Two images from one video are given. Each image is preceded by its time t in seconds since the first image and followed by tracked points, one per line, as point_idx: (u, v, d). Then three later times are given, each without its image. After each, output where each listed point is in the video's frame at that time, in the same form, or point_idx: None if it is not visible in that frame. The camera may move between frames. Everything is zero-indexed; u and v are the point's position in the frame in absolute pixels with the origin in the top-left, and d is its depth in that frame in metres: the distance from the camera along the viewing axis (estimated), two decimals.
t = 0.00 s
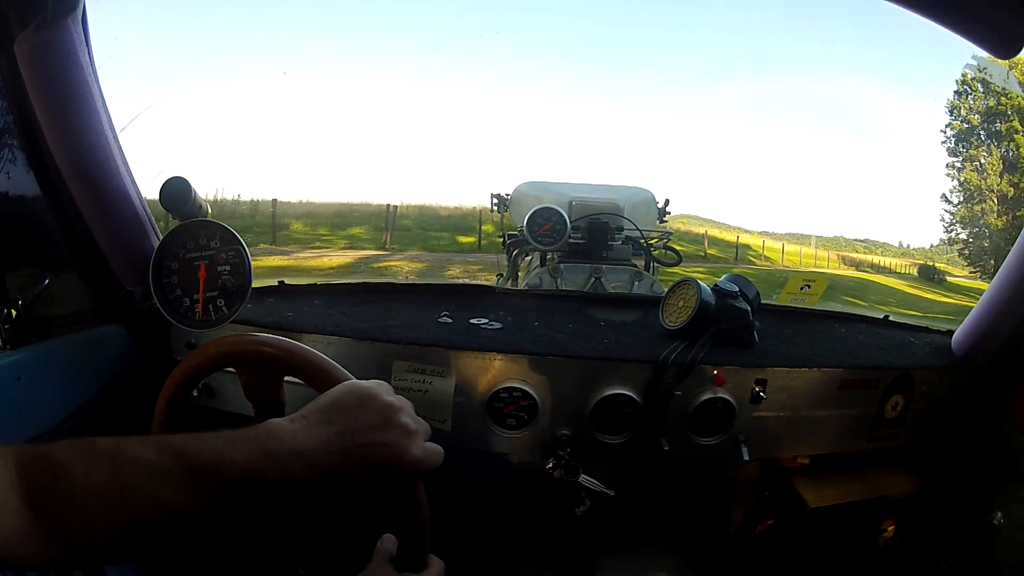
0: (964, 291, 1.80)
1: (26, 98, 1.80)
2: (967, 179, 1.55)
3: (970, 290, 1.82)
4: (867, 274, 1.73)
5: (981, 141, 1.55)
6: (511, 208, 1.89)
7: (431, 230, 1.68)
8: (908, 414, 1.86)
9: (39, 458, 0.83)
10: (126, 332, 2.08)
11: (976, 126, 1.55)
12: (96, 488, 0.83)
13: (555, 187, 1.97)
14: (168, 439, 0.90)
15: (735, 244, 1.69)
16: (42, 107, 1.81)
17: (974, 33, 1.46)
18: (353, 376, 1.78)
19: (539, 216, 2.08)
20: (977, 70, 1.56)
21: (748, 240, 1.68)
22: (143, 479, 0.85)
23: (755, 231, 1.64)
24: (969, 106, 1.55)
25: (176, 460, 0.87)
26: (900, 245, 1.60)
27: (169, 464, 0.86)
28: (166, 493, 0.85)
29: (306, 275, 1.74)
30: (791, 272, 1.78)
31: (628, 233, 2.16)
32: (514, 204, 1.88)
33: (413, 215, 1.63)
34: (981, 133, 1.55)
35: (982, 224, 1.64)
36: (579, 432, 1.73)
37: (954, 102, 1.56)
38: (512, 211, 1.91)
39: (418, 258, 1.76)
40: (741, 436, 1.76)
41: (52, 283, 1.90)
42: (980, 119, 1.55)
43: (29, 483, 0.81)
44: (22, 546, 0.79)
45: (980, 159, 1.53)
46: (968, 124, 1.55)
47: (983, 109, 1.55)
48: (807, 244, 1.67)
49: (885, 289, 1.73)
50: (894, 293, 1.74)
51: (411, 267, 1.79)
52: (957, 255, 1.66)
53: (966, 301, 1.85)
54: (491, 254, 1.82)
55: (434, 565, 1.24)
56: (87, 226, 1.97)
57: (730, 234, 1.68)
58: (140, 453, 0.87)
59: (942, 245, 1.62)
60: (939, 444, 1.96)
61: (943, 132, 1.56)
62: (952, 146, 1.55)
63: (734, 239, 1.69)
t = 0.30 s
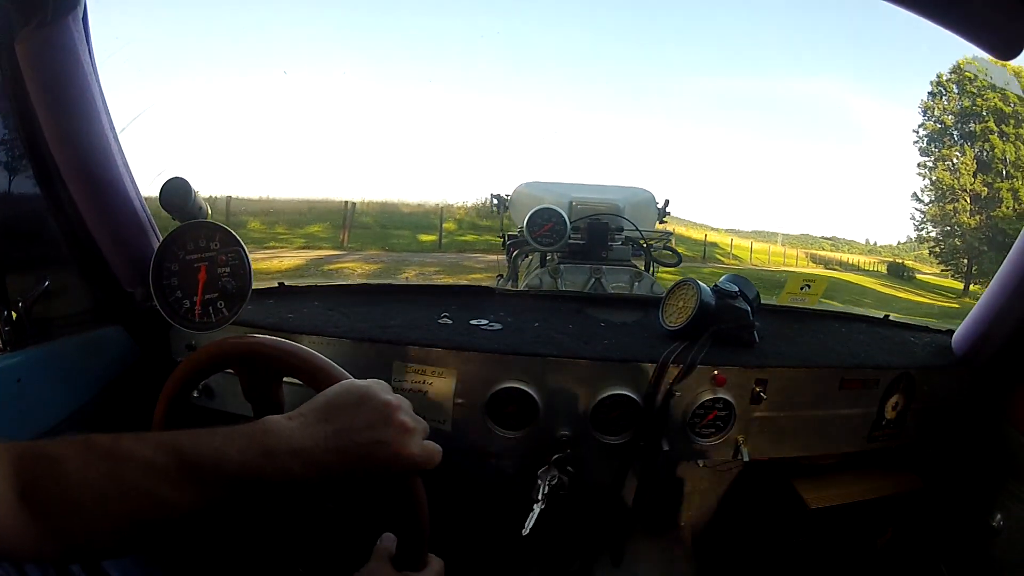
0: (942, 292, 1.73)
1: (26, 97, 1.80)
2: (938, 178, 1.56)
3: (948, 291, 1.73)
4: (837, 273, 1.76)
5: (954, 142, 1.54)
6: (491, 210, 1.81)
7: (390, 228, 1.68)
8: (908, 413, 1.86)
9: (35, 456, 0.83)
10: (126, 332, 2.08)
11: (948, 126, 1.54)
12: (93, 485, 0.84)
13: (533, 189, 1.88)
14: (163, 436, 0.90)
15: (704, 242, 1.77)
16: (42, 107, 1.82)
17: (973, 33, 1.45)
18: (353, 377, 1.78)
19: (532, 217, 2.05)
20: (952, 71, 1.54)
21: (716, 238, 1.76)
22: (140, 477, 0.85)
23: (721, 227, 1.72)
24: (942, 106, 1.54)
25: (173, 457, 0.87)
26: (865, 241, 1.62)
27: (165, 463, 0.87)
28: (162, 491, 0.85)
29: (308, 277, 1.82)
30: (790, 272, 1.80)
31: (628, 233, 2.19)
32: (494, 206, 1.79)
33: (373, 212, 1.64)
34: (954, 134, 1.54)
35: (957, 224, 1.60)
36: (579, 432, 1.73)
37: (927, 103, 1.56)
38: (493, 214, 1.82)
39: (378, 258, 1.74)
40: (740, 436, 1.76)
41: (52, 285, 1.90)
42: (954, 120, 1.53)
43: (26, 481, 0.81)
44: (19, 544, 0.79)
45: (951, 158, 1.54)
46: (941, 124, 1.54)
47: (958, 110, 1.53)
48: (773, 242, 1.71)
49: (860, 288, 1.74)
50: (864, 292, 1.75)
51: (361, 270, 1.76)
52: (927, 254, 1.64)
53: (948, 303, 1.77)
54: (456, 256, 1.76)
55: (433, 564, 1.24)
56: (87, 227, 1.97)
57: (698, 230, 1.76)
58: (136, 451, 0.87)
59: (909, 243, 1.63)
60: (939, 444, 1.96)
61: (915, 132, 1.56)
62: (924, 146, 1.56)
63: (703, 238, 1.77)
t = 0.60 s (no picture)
0: (917, 281, 1.72)
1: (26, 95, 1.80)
2: (912, 167, 1.59)
3: (923, 280, 1.71)
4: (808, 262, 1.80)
5: (927, 131, 1.57)
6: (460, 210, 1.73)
7: (357, 229, 1.68)
8: (908, 413, 1.86)
9: (34, 457, 0.81)
10: (126, 333, 2.08)
11: (923, 116, 1.55)
12: (94, 488, 0.81)
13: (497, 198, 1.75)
14: (162, 438, 0.89)
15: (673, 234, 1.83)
16: (43, 105, 1.81)
17: (972, 33, 1.46)
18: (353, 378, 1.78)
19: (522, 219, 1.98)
20: (926, 61, 1.54)
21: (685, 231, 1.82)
22: (141, 479, 0.83)
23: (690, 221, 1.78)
24: (917, 96, 1.55)
25: (173, 459, 0.86)
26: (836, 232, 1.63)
27: (166, 464, 0.85)
28: (165, 492, 0.84)
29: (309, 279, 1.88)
30: (789, 271, 1.82)
31: (628, 233, 2.18)
32: (462, 205, 1.72)
33: (335, 215, 1.63)
34: (927, 123, 1.56)
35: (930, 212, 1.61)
36: (579, 432, 1.73)
37: (900, 93, 1.57)
38: (463, 214, 1.74)
39: (333, 265, 1.72)
40: (741, 436, 1.76)
41: (51, 287, 1.90)
42: (927, 109, 1.55)
43: (24, 482, 0.79)
44: (15, 545, 0.76)
45: (925, 146, 1.56)
46: (915, 114, 1.56)
47: (931, 99, 1.55)
48: (744, 234, 1.71)
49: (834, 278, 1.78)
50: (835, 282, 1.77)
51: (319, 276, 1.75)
52: (901, 241, 1.66)
53: (927, 294, 1.72)
54: (420, 257, 1.71)
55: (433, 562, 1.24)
56: (88, 226, 1.96)
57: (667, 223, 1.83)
58: (136, 452, 0.85)
59: (880, 232, 1.64)
60: (939, 444, 1.96)
61: (888, 123, 1.58)
62: (897, 136, 1.58)
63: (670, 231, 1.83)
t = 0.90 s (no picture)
0: (884, 278, 1.70)
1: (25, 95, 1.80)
2: (879, 165, 1.57)
3: (890, 277, 1.69)
4: (774, 260, 1.84)
5: (895, 128, 1.56)
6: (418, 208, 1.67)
7: (307, 228, 1.65)
8: (908, 413, 1.86)
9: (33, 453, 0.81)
10: (126, 332, 2.08)
11: (890, 114, 1.55)
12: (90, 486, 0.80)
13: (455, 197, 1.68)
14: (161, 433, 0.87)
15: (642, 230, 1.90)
16: (42, 106, 1.82)
17: (974, 34, 1.45)
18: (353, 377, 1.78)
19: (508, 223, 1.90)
20: (895, 59, 1.56)
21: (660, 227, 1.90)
22: (137, 475, 0.82)
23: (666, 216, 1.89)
24: (884, 94, 1.56)
25: (169, 454, 0.84)
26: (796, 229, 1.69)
27: (162, 460, 0.84)
28: (160, 488, 0.82)
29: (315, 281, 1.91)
30: (789, 271, 1.84)
31: (628, 233, 2.21)
32: (420, 203, 1.66)
33: (288, 215, 1.61)
34: (894, 121, 1.55)
35: (898, 210, 1.59)
36: (579, 432, 1.73)
37: (869, 90, 1.57)
38: (421, 213, 1.67)
39: (279, 266, 1.72)
40: (741, 436, 1.77)
41: (52, 286, 1.89)
42: (895, 107, 1.54)
43: (21, 479, 0.79)
44: (12, 543, 0.77)
45: (892, 144, 1.55)
46: (882, 112, 1.56)
47: (899, 97, 1.54)
48: (706, 230, 1.80)
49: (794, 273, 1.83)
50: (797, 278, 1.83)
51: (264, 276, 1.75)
52: (867, 238, 1.66)
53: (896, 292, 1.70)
54: (373, 257, 1.70)
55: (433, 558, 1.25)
56: (87, 226, 1.96)
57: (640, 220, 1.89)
58: (133, 448, 0.84)
59: (842, 228, 1.64)
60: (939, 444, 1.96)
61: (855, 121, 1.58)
62: (864, 134, 1.57)
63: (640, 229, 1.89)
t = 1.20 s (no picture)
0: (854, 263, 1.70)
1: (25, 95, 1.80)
2: (844, 151, 1.54)
3: (858, 262, 1.68)
4: (742, 249, 1.81)
5: (861, 114, 1.54)
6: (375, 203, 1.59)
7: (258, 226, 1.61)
8: (908, 414, 1.86)
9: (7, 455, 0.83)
10: (127, 332, 2.08)
11: (856, 99, 1.53)
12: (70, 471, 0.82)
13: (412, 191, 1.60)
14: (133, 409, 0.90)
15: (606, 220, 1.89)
16: (42, 106, 1.81)
17: (975, 34, 1.45)
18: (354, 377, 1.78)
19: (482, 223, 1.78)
20: (861, 44, 1.53)
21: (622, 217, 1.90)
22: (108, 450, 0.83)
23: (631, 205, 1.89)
24: (851, 79, 1.54)
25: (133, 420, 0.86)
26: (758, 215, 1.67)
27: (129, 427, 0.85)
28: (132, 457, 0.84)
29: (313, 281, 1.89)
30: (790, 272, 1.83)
31: (628, 233, 2.20)
32: (376, 198, 1.58)
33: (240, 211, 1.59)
34: (861, 106, 1.53)
35: (865, 195, 1.56)
36: (579, 432, 1.74)
37: (836, 77, 1.56)
38: (377, 208, 1.59)
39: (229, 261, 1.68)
40: (740, 436, 1.77)
41: (52, 285, 1.89)
42: (861, 92, 1.52)
43: None
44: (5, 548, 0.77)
45: (858, 129, 1.53)
46: (848, 97, 1.54)
47: (865, 83, 1.53)
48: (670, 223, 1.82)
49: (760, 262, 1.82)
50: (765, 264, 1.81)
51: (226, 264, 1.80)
52: (835, 226, 1.64)
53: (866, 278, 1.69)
54: (326, 255, 1.61)
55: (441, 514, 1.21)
56: (87, 227, 1.96)
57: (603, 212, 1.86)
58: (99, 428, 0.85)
59: (806, 215, 1.63)
60: (938, 444, 1.96)
61: (821, 107, 1.57)
62: (829, 120, 1.56)
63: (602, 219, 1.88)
